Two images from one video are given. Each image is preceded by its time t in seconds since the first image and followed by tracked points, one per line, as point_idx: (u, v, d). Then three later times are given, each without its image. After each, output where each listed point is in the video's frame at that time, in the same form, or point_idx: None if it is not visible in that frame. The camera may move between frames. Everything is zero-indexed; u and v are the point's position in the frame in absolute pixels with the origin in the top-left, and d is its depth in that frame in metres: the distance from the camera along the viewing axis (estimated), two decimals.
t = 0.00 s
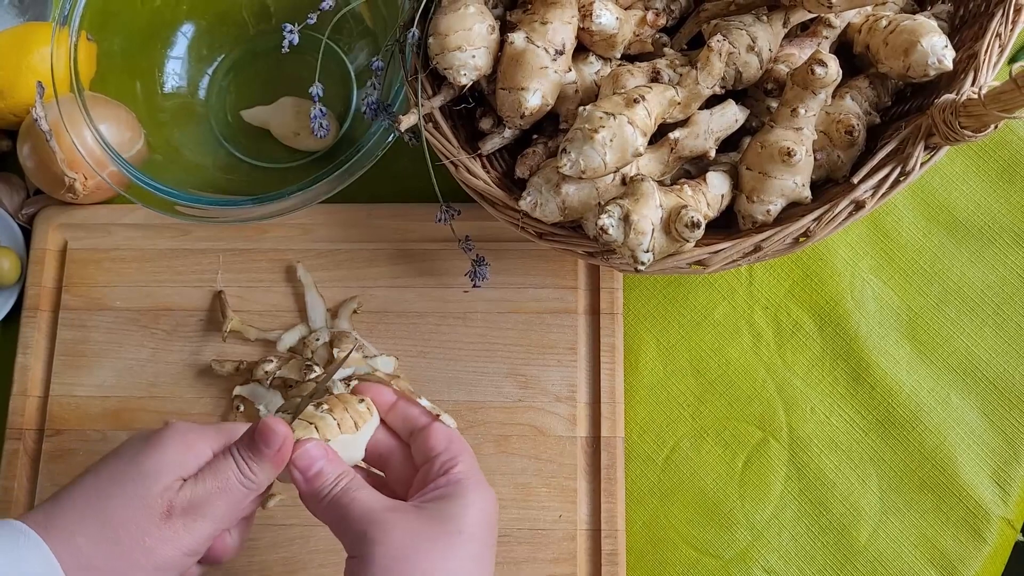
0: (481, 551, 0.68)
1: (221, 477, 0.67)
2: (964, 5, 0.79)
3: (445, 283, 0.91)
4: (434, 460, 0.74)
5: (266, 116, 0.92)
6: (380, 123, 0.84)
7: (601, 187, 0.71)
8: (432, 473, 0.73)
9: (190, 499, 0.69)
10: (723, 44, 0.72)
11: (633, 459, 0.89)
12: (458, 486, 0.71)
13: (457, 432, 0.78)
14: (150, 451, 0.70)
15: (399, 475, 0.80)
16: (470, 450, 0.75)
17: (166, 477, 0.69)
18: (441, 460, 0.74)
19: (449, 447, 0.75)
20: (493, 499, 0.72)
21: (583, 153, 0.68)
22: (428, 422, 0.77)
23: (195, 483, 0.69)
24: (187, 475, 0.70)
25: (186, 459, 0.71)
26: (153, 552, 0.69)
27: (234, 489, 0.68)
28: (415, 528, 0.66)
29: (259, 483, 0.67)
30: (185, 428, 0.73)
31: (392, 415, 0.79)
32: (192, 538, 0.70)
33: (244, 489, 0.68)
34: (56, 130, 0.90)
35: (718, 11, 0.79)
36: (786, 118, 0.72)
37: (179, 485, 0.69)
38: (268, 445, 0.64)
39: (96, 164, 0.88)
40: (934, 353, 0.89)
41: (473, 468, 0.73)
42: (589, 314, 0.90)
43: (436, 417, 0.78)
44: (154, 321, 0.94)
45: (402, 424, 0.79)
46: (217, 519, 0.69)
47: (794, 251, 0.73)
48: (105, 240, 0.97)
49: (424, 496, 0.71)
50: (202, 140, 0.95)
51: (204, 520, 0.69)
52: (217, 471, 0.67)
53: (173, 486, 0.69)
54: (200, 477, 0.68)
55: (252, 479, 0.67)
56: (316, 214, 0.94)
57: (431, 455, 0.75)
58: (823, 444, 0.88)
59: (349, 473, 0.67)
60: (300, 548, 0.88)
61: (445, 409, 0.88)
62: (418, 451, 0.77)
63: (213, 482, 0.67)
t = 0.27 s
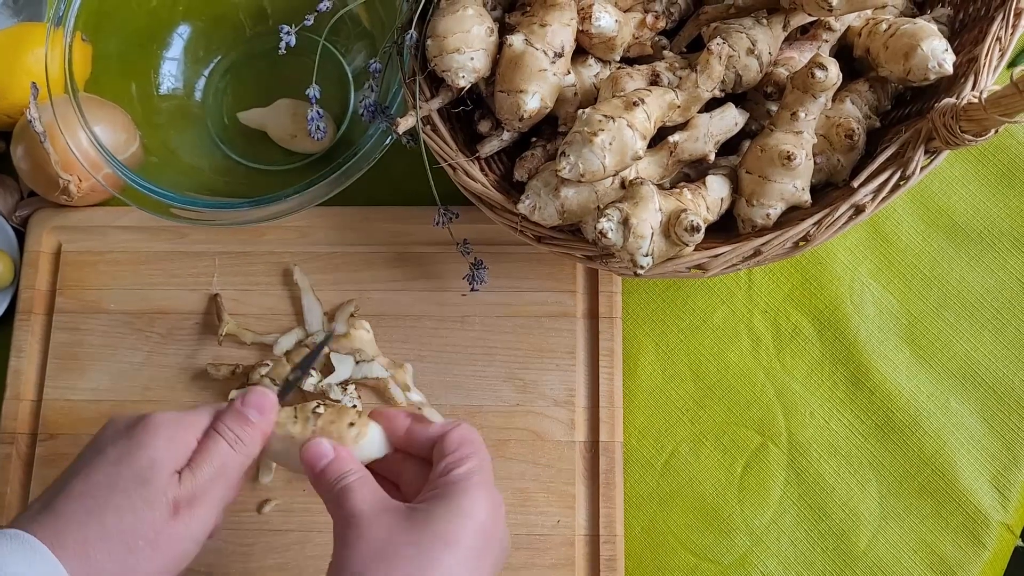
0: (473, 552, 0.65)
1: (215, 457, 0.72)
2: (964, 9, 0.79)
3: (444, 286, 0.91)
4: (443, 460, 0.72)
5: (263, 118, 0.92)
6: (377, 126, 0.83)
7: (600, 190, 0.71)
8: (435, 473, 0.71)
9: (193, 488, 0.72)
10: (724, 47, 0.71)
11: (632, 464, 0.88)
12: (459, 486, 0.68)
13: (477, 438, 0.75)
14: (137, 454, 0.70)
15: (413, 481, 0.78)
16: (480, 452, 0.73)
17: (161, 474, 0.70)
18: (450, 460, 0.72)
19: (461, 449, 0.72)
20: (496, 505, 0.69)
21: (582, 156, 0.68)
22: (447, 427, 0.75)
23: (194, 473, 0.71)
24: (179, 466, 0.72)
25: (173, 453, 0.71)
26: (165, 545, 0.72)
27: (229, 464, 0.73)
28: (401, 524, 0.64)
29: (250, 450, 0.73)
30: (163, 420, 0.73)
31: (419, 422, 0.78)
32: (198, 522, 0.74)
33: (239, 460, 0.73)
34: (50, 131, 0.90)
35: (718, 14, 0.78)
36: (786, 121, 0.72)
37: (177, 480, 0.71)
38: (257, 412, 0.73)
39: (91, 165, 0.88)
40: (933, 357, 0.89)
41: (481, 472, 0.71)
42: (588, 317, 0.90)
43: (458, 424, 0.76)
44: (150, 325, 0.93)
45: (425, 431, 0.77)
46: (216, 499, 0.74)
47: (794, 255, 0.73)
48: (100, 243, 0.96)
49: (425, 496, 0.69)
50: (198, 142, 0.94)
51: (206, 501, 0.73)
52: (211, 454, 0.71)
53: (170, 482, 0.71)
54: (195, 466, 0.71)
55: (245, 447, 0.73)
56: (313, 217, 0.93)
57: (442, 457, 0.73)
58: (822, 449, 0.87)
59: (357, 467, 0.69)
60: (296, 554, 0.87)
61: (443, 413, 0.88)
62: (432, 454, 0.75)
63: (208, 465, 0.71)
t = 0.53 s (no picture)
0: None
1: (229, 458, 0.72)
2: (965, 11, 0.79)
3: (443, 288, 0.90)
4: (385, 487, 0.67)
5: (262, 119, 0.91)
6: (377, 127, 0.83)
7: (601, 192, 0.71)
8: (377, 498, 0.67)
9: (208, 488, 0.71)
10: (725, 49, 0.71)
11: (631, 467, 0.88)
12: (389, 520, 0.63)
13: (430, 461, 0.69)
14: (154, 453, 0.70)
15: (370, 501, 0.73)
16: (427, 480, 0.67)
17: (176, 475, 0.70)
18: (391, 487, 0.66)
19: (402, 477, 0.66)
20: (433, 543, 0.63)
21: (582, 158, 0.68)
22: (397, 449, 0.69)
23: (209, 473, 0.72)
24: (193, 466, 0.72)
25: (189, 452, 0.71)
26: (183, 549, 0.70)
27: (241, 466, 0.73)
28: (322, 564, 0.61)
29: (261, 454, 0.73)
30: (177, 419, 0.72)
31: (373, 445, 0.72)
32: (214, 526, 0.73)
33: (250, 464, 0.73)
34: (49, 132, 0.89)
35: (718, 16, 0.78)
36: (787, 123, 0.72)
37: (193, 481, 0.71)
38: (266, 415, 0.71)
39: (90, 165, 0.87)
40: (934, 361, 0.89)
41: (421, 504, 0.65)
42: (587, 320, 0.90)
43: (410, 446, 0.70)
44: (148, 326, 0.93)
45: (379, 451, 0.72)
46: (230, 500, 0.73)
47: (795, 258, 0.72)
48: (99, 245, 0.96)
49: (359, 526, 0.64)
50: (198, 143, 0.94)
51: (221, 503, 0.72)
52: (225, 454, 0.72)
53: (186, 482, 0.71)
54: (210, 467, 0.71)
55: (257, 450, 0.73)
56: (312, 219, 0.93)
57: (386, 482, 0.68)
58: (822, 452, 0.87)
59: (306, 491, 0.66)
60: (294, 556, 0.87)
61: (442, 415, 0.88)
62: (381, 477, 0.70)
63: (222, 466, 0.72)
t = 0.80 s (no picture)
0: None
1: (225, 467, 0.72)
2: (962, 15, 0.79)
3: (441, 290, 0.91)
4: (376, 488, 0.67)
5: (261, 121, 0.91)
6: (376, 130, 0.83)
7: (599, 195, 0.71)
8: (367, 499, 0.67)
9: (202, 495, 0.72)
10: (722, 52, 0.71)
11: (629, 470, 0.88)
12: (378, 519, 0.63)
13: (419, 459, 0.69)
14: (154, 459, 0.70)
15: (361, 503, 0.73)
16: (416, 477, 0.67)
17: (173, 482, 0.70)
18: (381, 488, 0.66)
19: (391, 476, 0.67)
20: (426, 539, 0.63)
21: (580, 161, 0.68)
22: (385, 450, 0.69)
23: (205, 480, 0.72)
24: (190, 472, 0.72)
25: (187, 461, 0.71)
26: (173, 551, 0.72)
27: (237, 475, 0.73)
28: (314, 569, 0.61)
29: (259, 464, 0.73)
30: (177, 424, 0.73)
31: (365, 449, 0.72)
32: (204, 528, 0.74)
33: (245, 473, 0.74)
34: (47, 134, 0.89)
35: (716, 20, 0.79)
36: (784, 126, 0.72)
37: (189, 486, 0.72)
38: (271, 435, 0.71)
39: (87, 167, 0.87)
40: (930, 364, 0.89)
41: (411, 502, 0.65)
42: (585, 322, 0.90)
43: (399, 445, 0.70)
44: (146, 328, 0.93)
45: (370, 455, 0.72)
46: (222, 505, 0.75)
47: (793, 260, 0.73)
48: (97, 247, 0.96)
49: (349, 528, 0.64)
50: (196, 146, 0.94)
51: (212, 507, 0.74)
52: (221, 463, 0.72)
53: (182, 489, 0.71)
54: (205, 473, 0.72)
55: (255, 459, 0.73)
56: (311, 221, 0.93)
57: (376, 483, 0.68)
58: (820, 455, 0.87)
59: (300, 494, 0.66)
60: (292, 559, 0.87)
61: (440, 418, 0.88)
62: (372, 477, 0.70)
63: (217, 474, 0.72)
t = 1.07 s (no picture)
0: None
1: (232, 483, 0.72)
2: (960, 19, 0.79)
3: (440, 293, 0.91)
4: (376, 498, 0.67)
5: (260, 123, 0.91)
6: (376, 132, 0.83)
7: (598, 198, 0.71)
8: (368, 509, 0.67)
9: (211, 513, 0.72)
10: (722, 55, 0.72)
11: (628, 472, 0.88)
12: (378, 530, 0.63)
13: (420, 470, 0.69)
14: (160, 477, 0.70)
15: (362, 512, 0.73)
16: (417, 489, 0.67)
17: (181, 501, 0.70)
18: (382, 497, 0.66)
19: (392, 486, 0.67)
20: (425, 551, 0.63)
21: (580, 163, 0.68)
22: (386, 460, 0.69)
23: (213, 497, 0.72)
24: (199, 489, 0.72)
25: (195, 478, 0.71)
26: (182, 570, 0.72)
27: (245, 490, 0.73)
28: None
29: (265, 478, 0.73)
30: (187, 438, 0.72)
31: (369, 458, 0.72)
32: (212, 546, 0.74)
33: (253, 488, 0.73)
34: (47, 136, 0.89)
35: (715, 23, 0.79)
36: (783, 130, 0.72)
37: (198, 507, 0.71)
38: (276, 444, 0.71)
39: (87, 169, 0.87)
40: (929, 367, 0.89)
41: (411, 513, 0.65)
42: (585, 325, 0.90)
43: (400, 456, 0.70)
44: (146, 330, 0.93)
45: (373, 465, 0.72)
46: (230, 521, 0.74)
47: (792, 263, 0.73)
48: (96, 248, 0.96)
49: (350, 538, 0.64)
50: (196, 148, 0.94)
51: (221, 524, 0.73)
52: (228, 478, 0.72)
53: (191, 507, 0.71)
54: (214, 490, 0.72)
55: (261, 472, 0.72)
56: (310, 224, 0.93)
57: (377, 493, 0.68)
58: (819, 457, 0.87)
59: (300, 502, 0.66)
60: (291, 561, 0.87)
61: (440, 420, 0.88)
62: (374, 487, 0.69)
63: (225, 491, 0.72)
